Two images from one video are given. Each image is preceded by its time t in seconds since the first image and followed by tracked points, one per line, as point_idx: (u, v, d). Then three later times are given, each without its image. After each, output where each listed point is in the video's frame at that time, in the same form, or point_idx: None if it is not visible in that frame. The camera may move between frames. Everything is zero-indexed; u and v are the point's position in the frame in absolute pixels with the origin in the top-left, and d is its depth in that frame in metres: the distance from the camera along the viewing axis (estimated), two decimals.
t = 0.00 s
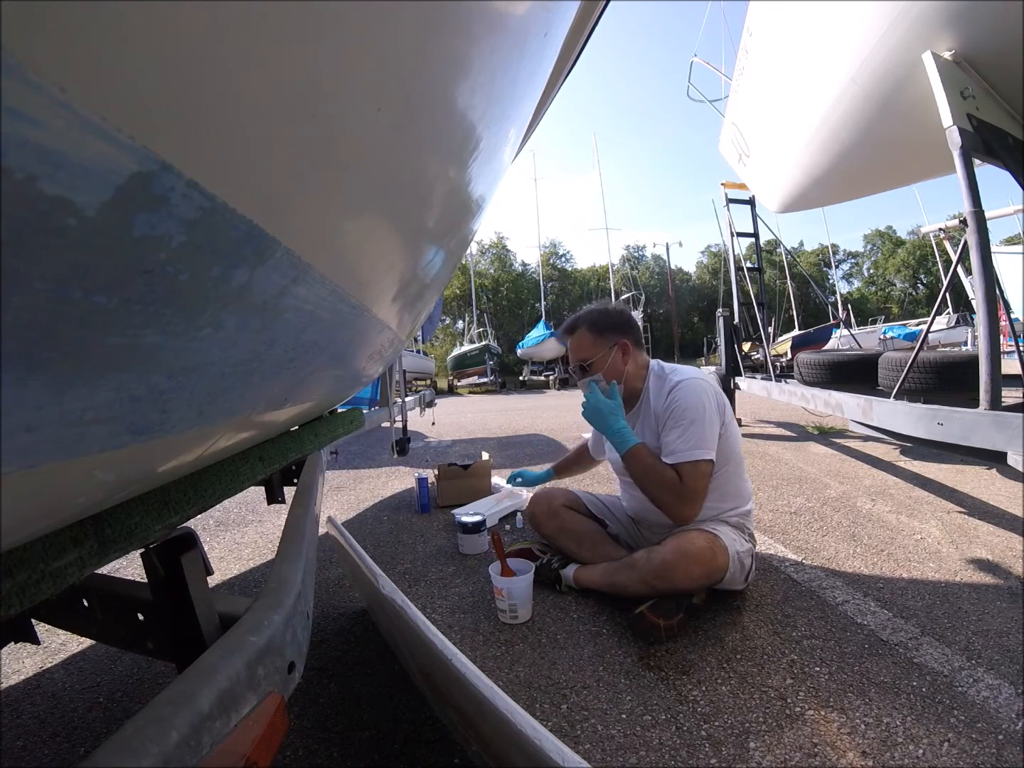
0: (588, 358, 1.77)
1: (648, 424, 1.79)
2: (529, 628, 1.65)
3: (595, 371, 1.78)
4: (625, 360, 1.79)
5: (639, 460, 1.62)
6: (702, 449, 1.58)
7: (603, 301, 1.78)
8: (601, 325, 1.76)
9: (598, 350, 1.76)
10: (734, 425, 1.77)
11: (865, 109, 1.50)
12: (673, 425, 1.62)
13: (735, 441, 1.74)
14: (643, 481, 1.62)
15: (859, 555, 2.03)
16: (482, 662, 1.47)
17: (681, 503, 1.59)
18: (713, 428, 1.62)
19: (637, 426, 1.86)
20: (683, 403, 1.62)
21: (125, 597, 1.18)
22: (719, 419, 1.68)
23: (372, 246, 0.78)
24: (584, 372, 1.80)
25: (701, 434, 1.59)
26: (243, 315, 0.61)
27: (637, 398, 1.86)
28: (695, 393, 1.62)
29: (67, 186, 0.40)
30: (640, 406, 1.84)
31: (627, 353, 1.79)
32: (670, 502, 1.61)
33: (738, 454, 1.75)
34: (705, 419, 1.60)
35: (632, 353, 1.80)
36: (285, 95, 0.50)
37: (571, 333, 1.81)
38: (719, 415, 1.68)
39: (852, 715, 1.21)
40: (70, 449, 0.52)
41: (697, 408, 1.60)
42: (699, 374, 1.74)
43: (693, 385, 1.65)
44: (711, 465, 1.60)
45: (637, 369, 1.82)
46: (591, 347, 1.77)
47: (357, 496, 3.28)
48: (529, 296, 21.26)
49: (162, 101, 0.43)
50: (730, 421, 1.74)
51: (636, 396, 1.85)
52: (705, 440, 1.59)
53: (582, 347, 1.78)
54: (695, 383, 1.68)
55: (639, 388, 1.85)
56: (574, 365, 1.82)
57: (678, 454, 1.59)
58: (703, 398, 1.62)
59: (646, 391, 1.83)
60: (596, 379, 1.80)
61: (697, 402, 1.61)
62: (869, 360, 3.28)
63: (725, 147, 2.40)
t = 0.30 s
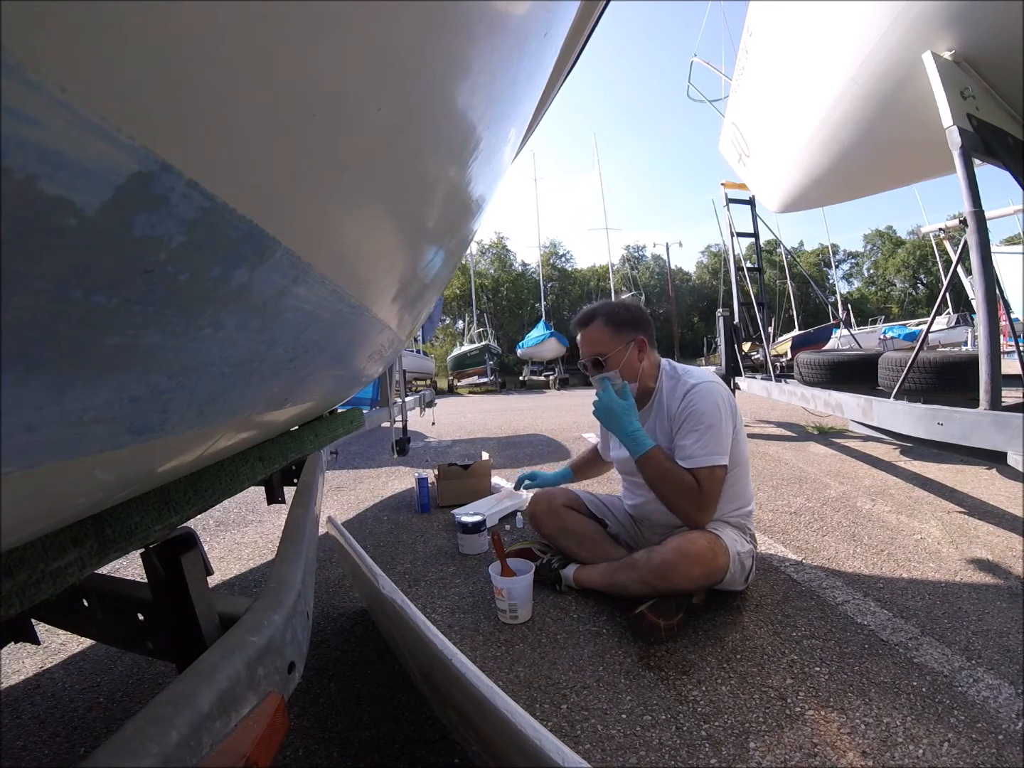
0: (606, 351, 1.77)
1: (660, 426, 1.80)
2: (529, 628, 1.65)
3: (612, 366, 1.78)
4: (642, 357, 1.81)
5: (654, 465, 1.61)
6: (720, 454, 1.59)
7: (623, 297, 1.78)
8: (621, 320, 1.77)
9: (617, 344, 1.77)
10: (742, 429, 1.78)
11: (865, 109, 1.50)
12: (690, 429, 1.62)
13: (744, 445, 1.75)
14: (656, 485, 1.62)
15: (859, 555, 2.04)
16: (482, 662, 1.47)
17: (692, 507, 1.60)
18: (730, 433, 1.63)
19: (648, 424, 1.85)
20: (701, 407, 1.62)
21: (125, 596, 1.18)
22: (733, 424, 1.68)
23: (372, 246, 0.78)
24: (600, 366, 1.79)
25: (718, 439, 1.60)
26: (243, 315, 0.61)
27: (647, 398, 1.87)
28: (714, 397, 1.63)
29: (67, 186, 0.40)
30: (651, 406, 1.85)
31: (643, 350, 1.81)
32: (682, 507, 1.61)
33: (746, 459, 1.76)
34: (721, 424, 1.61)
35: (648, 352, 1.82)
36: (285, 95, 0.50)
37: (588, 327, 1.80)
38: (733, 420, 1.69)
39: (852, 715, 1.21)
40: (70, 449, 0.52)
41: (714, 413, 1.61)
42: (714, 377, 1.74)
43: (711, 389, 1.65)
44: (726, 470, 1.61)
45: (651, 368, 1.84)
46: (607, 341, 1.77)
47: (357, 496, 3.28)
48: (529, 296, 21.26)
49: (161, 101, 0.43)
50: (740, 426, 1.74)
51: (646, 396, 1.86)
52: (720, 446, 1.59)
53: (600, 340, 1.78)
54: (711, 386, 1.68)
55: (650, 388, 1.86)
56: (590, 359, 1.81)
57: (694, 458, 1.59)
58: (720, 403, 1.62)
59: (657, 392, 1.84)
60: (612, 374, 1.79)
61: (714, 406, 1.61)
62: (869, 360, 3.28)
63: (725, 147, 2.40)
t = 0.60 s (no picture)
0: (622, 340, 1.75)
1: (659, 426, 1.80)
2: (529, 627, 1.65)
3: (625, 357, 1.76)
4: (651, 354, 1.81)
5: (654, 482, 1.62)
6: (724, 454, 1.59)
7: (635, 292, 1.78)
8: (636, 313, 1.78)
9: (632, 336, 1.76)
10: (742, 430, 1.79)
11: (865, 109, 1.50)
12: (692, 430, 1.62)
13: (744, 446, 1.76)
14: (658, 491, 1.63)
15: (858, 555, 2.04)
16: (482, 662, 1.47)
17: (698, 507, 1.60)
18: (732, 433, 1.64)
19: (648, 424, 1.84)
20: (703, 407, 1.62)
21: (125, 596, 1.18)
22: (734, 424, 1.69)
23: (372, 247, 0.77)
24: (613, 356, 1.76)
25: (721, 440, 1.60)
26: (243, 315, 0.61)
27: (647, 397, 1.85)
28: (719, 397, 1.63)
29: (67, 187, 0.40)
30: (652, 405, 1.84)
31: (653, 348, 1.82)
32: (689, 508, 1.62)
33: (746, 459, 1.77)
34: (724, 424, 1.61)
35: (656, 351, 1.83)
36: (283, 95, 0.50)
37: (601, 317, 1.78)
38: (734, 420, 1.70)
39: (852, 715, 1.21)
40: (70, 449, 0.52)
41: (717, 413, 1.61)
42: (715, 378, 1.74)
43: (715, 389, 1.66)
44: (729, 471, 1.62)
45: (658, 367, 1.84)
46: (625, 332, 1.76)
47: (357, 496, 3.28)
48: (529, 296, 21.25)
49: (161, 101, 0.43)
50: (739, 426, 1.75)
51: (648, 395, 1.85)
52: (723, 446, 1.60)
53: (614, 330, 1.76)
54: (713, 386, 1.68)
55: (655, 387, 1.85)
56: (601, 348, 1.78)
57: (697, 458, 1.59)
58: (722, 403, 1.63)
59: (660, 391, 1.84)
60: (623, 366, 1.77)
61: (717, 407, 1.61)
62: (869, 360, 3.28)
63: (725, 148, 2.40)
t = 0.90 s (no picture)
0: (650, 330, 1.77)
1: (658, 423, 1.80)
2: (529, 628, 1.65)
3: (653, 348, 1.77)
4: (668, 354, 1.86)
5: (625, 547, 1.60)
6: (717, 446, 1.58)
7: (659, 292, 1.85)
8: (660, 311, 1.83)
9: (659, 330, 1.80)
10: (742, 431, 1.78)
11: (865, 109, 1.50)
12: (688, 422, 1.62)
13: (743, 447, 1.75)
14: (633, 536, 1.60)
15: (858, 555, 2.04)
16: (482, 662, 1.47)
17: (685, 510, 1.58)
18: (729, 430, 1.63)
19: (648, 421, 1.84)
20: (702, 400, 1.63)
21: (125, 596, 1.18)
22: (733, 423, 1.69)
23: (372, 247, 0.78)
24: (643, 343, 1.76)
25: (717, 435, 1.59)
26: (243, 315, 0.61)
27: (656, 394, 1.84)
28: (718, 392, 1.64)
29: (67, 187, 0.40)
30: (654, 402, 1.84)
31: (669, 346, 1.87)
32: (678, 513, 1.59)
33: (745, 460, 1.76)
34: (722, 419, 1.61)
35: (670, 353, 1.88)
36: (284, 97, 0.50)
37: (630, 306, 1.79)
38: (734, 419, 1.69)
39: (852, 715, 1.21)
40: (71, 449, 0.52)
41: (715, 408, 1.61)
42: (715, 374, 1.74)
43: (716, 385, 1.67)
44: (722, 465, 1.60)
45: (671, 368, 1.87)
46: (653, 323, 1.79)
47: (357, 496, 3.28)
48: (529, 296, 21.24)
49: (161, 100, 0.43)
50: (739, 426, 1.75)
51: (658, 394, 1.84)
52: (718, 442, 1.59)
53: (645, 320, 1.78)
54: (714, 383, 1.69)
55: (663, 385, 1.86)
56: (629, 337, 1.77)
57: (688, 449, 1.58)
58: (721, 398, 1.64)
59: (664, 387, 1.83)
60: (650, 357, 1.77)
61: (715, 400, 1.62)
62: (869, 360, 3.28)
63: (725, 148, 2.40)
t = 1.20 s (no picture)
0: (655, 332, 1.76)
1: (657, 423, 1.81)
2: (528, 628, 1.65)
3: (660, 349, 1.77)
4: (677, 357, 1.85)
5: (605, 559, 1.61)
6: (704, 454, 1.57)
7: (672, 292, 1.84)
8: (672, 312, 1.82)
9: (666, 332, 1.79)
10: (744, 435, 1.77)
11: (865, 109, 1.50)
12: (681, 426, 1.62)
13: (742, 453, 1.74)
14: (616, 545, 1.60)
15: (858, 555, 2.04)
16: (482, 662, 1.47)
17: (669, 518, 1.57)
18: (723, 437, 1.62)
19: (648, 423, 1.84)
20: (698, 405, 1.62)
21: (125, 596, 1.18)
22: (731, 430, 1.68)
23: (372, 247, 0.78)
24: (648, 345, 1.76)
25: (709, 443, 1.59)
26: (243, 315, 0.61)
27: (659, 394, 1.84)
28: (716, 399, 1.63)
29: (68, 187, 0.40)
30: (655, 404, 1.84)
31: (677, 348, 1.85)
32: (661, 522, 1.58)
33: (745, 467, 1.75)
34: (716, 425, 1.60)
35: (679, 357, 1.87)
36: (284, 97, 0.50)
37: (639, 304, 1.79)
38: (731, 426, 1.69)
39: (852, 715, 1.21)
40: (71, 449, 0.52)
41: (709, 417, 1.60)
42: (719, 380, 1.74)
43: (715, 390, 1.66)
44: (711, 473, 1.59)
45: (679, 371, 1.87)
46: (659, 325, 1.77)
47: (357, 496, 3.28)
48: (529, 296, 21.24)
49: (161, 100, 0.43)
50: (739, 430, 1.74)
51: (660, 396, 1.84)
52: (709, 449, 1.58)
53: (654, 320, 1.77)
54: (716, 390, 1.67)
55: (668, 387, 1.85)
56: (634, 337, 1.78)
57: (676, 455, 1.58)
58: (718, 404, 1.63)
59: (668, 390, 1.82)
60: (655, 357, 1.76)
61: (711, 406, 1.61)
62: (869, 360, 3.28)
63: (725, 148, 2.39)
